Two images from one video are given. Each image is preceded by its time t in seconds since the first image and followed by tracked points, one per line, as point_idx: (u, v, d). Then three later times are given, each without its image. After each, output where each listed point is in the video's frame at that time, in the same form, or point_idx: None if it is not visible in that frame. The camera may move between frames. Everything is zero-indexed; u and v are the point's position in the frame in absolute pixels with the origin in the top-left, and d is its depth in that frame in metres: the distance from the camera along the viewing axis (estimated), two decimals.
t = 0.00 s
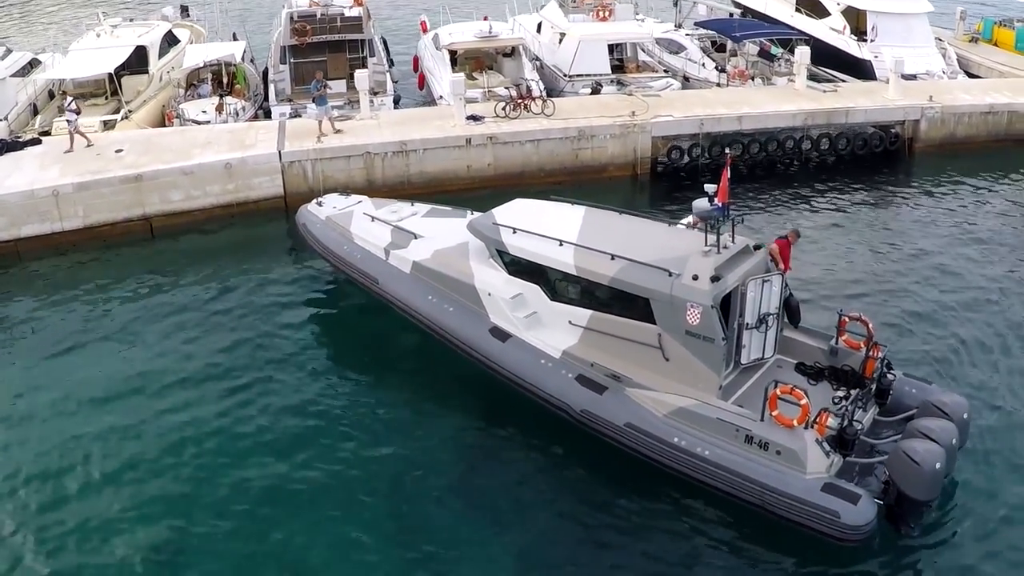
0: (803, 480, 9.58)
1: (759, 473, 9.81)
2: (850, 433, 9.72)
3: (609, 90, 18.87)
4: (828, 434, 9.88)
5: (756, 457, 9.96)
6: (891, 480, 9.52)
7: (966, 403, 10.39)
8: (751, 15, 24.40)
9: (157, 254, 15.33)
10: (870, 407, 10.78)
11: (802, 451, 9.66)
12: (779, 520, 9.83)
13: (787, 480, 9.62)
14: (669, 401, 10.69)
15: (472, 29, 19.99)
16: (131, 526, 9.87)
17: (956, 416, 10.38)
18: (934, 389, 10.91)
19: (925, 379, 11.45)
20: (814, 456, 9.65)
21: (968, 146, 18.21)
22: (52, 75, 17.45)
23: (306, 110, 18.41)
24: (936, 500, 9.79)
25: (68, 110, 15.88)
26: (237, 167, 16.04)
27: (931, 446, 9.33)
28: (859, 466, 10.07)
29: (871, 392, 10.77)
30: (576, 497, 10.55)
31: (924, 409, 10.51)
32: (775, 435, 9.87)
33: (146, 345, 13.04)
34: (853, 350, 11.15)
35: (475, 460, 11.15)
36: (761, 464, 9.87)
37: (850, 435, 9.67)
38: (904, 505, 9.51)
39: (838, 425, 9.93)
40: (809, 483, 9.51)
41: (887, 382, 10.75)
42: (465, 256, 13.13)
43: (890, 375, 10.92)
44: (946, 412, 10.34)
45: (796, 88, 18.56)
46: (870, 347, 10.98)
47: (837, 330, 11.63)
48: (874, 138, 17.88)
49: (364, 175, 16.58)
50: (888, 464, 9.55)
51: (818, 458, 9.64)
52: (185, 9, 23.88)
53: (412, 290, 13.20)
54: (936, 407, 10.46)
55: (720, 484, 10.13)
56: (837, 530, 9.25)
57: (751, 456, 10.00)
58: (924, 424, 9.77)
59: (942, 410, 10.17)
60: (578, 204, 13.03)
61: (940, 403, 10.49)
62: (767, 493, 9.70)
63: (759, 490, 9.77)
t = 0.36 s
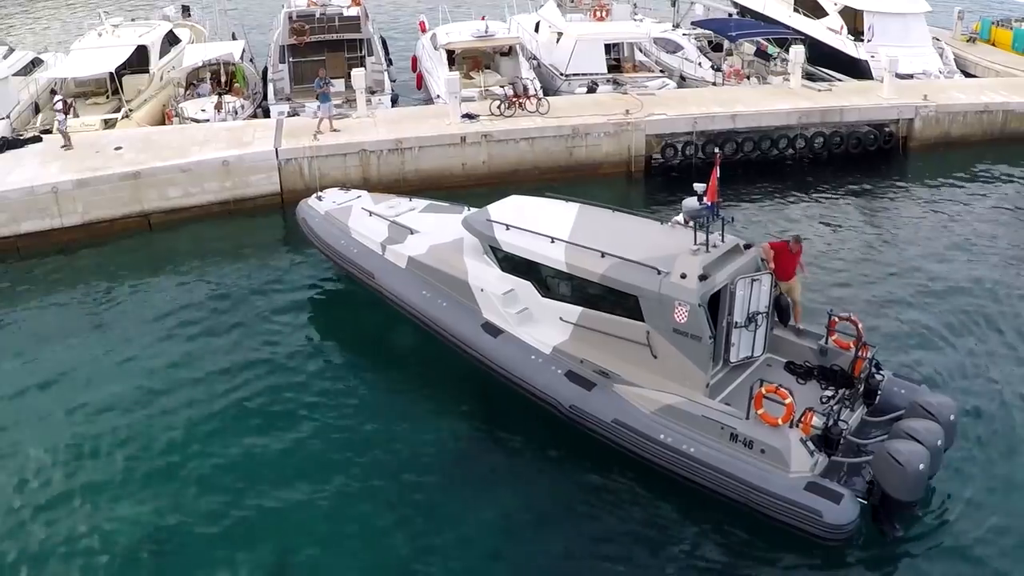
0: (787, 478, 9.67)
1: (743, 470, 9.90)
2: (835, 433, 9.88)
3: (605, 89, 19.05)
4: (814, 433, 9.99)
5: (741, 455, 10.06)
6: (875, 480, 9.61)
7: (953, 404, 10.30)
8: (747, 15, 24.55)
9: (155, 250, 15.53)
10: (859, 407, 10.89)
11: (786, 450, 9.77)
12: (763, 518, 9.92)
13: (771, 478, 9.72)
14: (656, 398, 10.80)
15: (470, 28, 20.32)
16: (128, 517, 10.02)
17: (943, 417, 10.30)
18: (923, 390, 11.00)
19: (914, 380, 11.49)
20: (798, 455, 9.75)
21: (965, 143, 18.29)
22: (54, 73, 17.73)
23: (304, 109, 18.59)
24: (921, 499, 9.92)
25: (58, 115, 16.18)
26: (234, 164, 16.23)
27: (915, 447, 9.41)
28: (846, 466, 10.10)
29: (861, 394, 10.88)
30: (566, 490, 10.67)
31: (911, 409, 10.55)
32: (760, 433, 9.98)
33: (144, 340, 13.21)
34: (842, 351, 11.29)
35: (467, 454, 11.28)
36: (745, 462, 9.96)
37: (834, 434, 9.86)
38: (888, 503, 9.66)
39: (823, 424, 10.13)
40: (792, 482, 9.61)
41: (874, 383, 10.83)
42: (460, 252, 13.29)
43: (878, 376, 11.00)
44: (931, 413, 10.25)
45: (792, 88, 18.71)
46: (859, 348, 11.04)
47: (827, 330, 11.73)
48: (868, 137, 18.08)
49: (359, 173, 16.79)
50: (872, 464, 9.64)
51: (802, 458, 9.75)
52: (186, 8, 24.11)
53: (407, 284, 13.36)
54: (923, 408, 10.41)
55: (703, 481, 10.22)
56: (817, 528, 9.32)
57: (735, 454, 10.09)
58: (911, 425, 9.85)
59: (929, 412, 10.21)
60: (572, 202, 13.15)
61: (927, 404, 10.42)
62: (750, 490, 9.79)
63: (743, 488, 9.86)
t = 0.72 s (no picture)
0: (767, 477, 9.79)
1: (724, 468, 10.02)
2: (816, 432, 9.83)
3: (597, 88, 19.31)
4: (795, 433, 10.09)
5: (722, 453, 10.17)
6: (857, 480, 9.70)
7: (937, 406, 10.43)
8: (741, 15, 24.83)
9: (149, 246, 15.80)
10: (843, 408, 10.92)
11: (766, 448, 9.88)
12: (743, 517, 10.04)
13: (751, 476, 9.83)
14: (639, 395, 10.92)
15: (463, 28, 20.55)
16: (117, 509, 10.20)
17: (926, 420, 10.42)
18: (908, 392, 10.99)
19: (899, 381, 11.49)
20: (778, 453, 9.87)
21: (955, 141, 18.85)
22: (51, 73, 17.95)
23: (299, 109, 18.83)
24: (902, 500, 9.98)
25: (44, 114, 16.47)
26: (228, 163, 16.54)
27: (896, 448, 9.51)
28: (830, 466, 10.08)
29: (845, 394, 10.94)
30: (551, 487, 10.79)
31: (895, 410, 10.65)
32: (741, 431, 10.09)
33: (136, 335, 13.40)
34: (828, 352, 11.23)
35: (454, 450, 11.41)
36: (726, 460, 10.08)
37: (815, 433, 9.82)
38: (869, 504, 9.72)
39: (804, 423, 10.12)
40: (772, 481, 9.73)
41: (858, 384, 10.93)
42: (451, 249, 13.42)
43: (864, 376, 11.06)
44: (914, 415, 10.37)
45: (783, 87, 19.18)
46: (845, 348, 11.09)
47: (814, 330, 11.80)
48: (859, 135, 18.51)
49: (352, 171, 17.16)
50: (853, 465, 9.73)
51: (782, 458, 9.86)
52: (184, 10, 24.42)
53: (398, 279, 13.51)
54: (907, 410, 10.52)
55: (685, 478, 10.34)
56: (796, 526, 9.43)
57: (716, 451, 10.20)
58: (893, 426, 9.95)
59: (912, 414, 10.29)
60: (563, 199, 13.26)
61: (910, 406, 10.52)
62: (730, 488, 9.90)
63: (723, 486, 9.97)
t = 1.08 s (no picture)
0: (747, 475, 9.90)
1: (704, 466, 10.13)
2: (796, 431, 9.98)
3: (588, 89, 19.57)
4: (777, 431, 10.18)
5: (703, 451, 10.28)
6: (838, 480, 9.78)
7: (920, 408, 10.52)
8: (734, 16, 25.14)
9: (141, 244, 15.98)
10: (827, 409, 10.94)
11: (746, 446, 9.99)
12: (723, 514, 10.15)
13: (731, 474, 9.95)
14: (622, 393, 11.05)
15: (456, 30, 20.84)
16: (104, 502, 10.37)
17: (909, 421, 10.50)
18: (892, 393, 11.00)
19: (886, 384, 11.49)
20: (758, 452, 9.98)
21: (945, 141, 19.07)
22: (47, 75, 18.16)
23: (292, 110, 19.09)
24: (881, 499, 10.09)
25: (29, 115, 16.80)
26: (220, 162, 16.75)
27: (877, 448, 9.59)
28: (813, 466, 10.22)
29: (829, 395, 10.98)
30: (536, 484, 10.89)
31: (878, 411, 10.72)
32: (722, 429, 10.20)
33: (127, 331, 13.57)
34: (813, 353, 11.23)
35: (439, 446, 11.54)
36: (707, 458, 10.19)
37: (797, 432, 9.97)
38: (849, 504, 9.82)
39: (786, 422, 10.23)
40: (751, 479, 9.84)
41: (842, 384, 10.91)
42: (441, 248, 13.53)
43: (849, 376, 11.12)
44: (897, 415, 10.46)
45: (773, 87, 19.41)
46: (830, 349, 11.03)
47: (799, 331, 11.85)
48: (848, 135, 18.73)
49: (343, 171, 17.37)
50: (834, 464, 9.81)
51: (762, 456, 9.96)
52: (182, 13, 24.75)
53: (387, 278, 13.66)
54: (889, 410, 10.62)
55: (666, 475, 10.44)
56: (776, 525, 9.53)
57: (697, 449, 10.32)
58: (876, 426, 10.04)
59: (895, 414, 10.38)
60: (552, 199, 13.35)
61: (893, 406, 10.61)
62: (710, 486, 10.01)
63: (703, 483, 10.08)
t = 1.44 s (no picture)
0: (728, 472, 9.99)
1: (686, 463, 10.24)
2: (779, 429, 9.98)
3: (579, 88, 19.78)
4: (760, 429, 10.23)
5: (685, 448, 10.39)
6: (820, 478, 9.83)
7: (903, 405, 10.48)
8: (728, 17, 25.44)
9: (134, 242, 16.17)
10: (812, 408, 10.86)
11: (728, 443, 10.08)
12: (705, 511, 10.26)
13: (713, 471, 10.04)
14: (606, 391, 11.17)
15: (448, 30, 21.09)
16: (93, 497, 10.53)
17: (894, 420, 10.49)
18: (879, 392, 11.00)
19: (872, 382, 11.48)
20: (740, 450, 10.05)
21: (935, 141, 19.24)
22: (43, 75, 18.34)
23: (286, 110, 19.29)
24: (864, 498, 10.12)
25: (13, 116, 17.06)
26: (213, 162, 16.94)
27: (858, 445, 9.64)
28: (797, 464, 10.25)
29: (813, 394, 10.80)
30: (521, 481, 11.01)
31: (863, 410, 10.74)
32: (704, 427, 10.29)
33: (119, 329, 13.74)
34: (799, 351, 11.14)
35: (426, 443, 11.67)
36: (689, 455, 10.30)
37: (779, 430, 9.98)
38: (831, 502, 9.83)
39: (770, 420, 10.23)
40: (733, 476, 9.94)
41: (828, 383, 10.75)
42: (431, 248, 13.64)
43: (836, 375, 11.12)
44: (882, 414, 10.47)
45: (763, 87, 19.60)
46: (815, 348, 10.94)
47: (785, 329, 11.84)
48: (838, 135, 18.87)
49: (334, 170, 17.55)
50: (817, 462, 9.87)
51: (744, 453, 10.05)
52: (178, 14, 24.98)
53: (377, 277, 13.79)
54: (874, 408, 10.63)
55: (649, 471, 10.55)
56: (758, 522, 9.64)
57: (680, 446, 10.42)
58: (859, 424, 10.09)
59: (878, 411, 10.40)
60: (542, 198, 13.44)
61: (879, 405, 10.60)
62: (693, 482, 10.11)
63: (685, 480, 10.19)
